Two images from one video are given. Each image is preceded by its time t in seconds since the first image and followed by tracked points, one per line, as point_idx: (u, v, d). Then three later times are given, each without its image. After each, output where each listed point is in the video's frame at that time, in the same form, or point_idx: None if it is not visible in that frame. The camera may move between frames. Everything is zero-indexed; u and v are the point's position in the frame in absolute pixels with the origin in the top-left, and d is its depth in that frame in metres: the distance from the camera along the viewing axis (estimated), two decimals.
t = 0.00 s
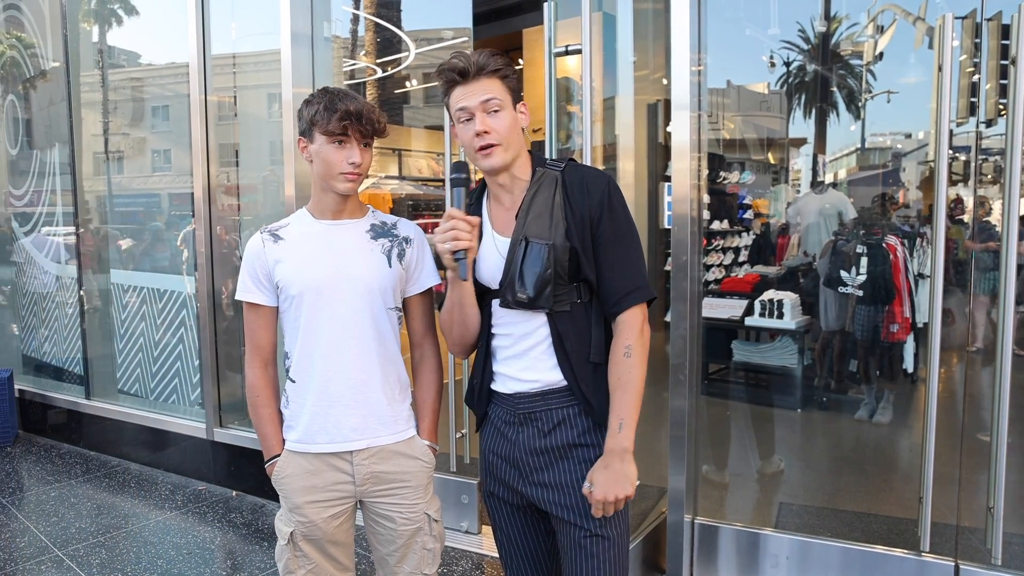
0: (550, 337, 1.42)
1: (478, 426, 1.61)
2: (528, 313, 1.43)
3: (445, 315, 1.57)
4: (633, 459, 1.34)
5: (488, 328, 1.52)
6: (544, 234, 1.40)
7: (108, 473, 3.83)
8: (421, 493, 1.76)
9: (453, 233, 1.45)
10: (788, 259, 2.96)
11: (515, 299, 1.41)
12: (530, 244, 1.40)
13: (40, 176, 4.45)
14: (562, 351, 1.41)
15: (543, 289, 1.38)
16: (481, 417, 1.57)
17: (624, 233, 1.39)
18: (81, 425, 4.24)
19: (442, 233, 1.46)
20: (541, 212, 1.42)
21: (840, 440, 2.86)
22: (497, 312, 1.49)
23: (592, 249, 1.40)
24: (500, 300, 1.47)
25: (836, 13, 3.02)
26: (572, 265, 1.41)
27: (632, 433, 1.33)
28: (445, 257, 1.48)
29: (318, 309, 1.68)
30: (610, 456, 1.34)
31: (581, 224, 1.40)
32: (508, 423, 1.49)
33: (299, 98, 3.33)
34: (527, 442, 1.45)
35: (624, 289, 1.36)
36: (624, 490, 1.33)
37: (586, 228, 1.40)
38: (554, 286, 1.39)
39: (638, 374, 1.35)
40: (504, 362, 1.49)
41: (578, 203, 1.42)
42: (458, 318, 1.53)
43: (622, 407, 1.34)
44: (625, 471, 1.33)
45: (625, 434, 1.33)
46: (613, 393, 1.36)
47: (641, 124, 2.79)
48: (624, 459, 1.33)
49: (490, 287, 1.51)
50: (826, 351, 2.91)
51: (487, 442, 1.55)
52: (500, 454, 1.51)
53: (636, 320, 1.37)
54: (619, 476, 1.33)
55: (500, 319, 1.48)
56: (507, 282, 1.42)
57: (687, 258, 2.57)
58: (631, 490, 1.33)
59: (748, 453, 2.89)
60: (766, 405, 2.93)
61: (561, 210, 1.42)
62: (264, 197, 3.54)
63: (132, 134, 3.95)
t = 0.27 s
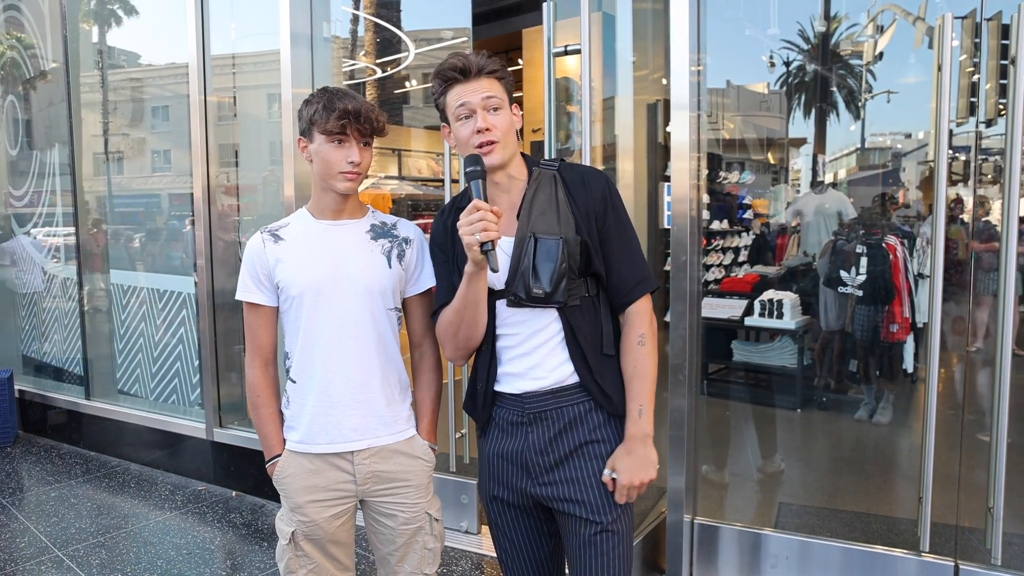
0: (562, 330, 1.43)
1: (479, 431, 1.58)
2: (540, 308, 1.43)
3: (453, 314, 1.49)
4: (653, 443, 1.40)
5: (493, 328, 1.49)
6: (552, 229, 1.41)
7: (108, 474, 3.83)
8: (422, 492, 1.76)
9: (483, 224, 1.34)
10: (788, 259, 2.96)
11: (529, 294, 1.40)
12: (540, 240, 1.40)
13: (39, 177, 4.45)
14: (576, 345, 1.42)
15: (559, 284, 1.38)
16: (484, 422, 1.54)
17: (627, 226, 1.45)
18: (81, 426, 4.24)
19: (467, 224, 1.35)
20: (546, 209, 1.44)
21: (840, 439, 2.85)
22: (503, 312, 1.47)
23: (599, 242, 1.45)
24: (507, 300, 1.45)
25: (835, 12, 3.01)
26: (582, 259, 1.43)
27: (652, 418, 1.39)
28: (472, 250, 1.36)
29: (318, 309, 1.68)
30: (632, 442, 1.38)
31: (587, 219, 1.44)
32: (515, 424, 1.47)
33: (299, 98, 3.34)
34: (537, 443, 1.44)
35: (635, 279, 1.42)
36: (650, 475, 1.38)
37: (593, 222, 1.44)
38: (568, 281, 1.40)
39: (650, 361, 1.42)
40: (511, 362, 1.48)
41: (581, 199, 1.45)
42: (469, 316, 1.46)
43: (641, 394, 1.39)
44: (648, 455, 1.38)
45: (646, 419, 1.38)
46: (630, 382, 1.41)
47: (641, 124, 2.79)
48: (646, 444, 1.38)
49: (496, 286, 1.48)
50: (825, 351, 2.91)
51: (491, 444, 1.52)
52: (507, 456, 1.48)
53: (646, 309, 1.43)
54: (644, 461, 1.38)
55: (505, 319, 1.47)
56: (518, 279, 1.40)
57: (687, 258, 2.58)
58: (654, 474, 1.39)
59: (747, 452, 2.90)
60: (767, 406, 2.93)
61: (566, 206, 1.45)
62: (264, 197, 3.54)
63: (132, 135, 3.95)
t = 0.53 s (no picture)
0: (563, 326, 1.44)
1: (477, 434, 1.57)
2: (540, 307, 1.44)
3: (455, 316, 1.46)
4: (664, 438, 1.45)
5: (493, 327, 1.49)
6: (552, 227, 1.42)
7: (108, 474, 3.83)
8: (421, 492, 1.76)
9: (489, 225, 1.32)
10: (788, 258, 2.97)
11: (530, 292, 1.39)
12: (540, 238, 1.40)
13: (39, 177, 4.46)
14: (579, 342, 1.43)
15: (562, 282, 1.39)
16: (483, 426, 1.53)
17: (625, 226, 1.49)
18: (81, 426, 4.24)
19: (475, 224, 1.33)
20: (545, 208, 1.44)
21: (841, 438, 2.85)
22: (503, 311, 1.47)
23: (598, 241, 1.46)
24: (507, 300, 1.44)
25: (835, 12, 3.02)
26: (583, 257, 1.44)
27: (662, 413, 1.45)
28: (480, 251, 1.34)
29: (318, 309, 1.68)
30: (647, 438, 1.43)
31: (587, 217, 1.46)
32: (516, 424, 1.46)
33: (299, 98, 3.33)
34: (539, 443, 1.44)
35: (635, 278, 1.47)
36: (663, 469, 1.43)
37: (592, 221, 1.46)
38: (569, 278, 1.41)
39: (654, 358, 1.48)
40: (512, 362, 1.47)
41: (579, 198, 1.47)
42: (472, 318, 1.44)
43: (651, 390, 1.45)
44: (660, 450, 1.44)
45: (657, 414, 1.44)
46: (639, 378, 1.46)
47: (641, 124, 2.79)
48: (659, 438, 1.44)
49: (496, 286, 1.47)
50: (825, 351, 2.90)
51: (491, 445, 1.51)
52: (509, 456, 1.47)
53: (646, 307, 1.48)
54: (658, 456, 1.43)
55: (504, 319, 1.47)
56: (519, 277, 1.40)
57: (687, 257, 2.57)
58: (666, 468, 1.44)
59: (747, 452, 2.89)
60: (769, 406, 2.92)
61: (564, 204, 1.46)
62: (264, 198, 3.54)
63: (132, 135, 3.95)
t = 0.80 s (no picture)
0: (558, 327, 1.44)
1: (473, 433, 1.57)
2: (535, 306, 1.43)
3: (450, 314, 1.47)
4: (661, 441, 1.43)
5: (489, 326, 1.49)
6: (547, 226, 1.42)
7: (107, 474, 3.83)
8: (420, 490, 1.76)
9: (477, 224, 1.33)
10: (788, 256, 2.96)
11: (524, 291, 1.40)
12: (534, 237, 1.41)
13: (38, 177, 4.45)
14: (573, 341, 1.43)
15: (554, 281, 1.39)
16: (479, 425, 1.53)
17: (623, 224, 1.47)
18: (81, 426, 4.24)
19: (465, 224, 1.34)
20: (541, 206, 1.44)
21: (840, 437, 2.86)
22: (499, 310, 1.47)
23: (595, 240, 1.45)
24: (503, 299, 1.45)
25: (835, 11, 3.03)
26: (578, 256, 1.44)
27: (659, 416, 1.42)
28: (470, 250, 1.35)
29: (316, 308, 1.68)
30: (642, 442, 1.41)
31: (583, 216, 1.45)
32: (512, 423, 1.46)
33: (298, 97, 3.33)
34: (534, 442, 1.43)
35: (631, 277, 1.43)
36: (659, 472, 1.41)
37: (588, 220, 1.45)
38: (564, 277, 1.40)
39: (652, 359, 1.44)
40: (508, 361, 1.47)
41: (576, 197, 1.46)
42: (466, 314, 1.45)
43: (647, 393, 1.42)
44: (657, 452, 1.41)
45: (654, 417, 1.42)
46: (635, 380, 1.44)
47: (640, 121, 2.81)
48: (655, 442, 1.41)
49: (490, 284, 1.48)
50: (824, 349, 2.90)
51: (488, 444, 1.51)
52: (504, 456, 1.47)
53: (643, 307, 1.45)
54: (654, 459, 1.41)
55: (500, 317, 1.47)
56: (512, 276, 1.41)
57: (686, 256, 2.57)
58: (664, 472, 1.42)
59: (747, 451, 2.90)
60: (768, 404, 2.93)
61: (560, 203, 1.45)
62: (263, 197, 3.54)
63: (131, 134, 3.95)
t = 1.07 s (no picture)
0: (551, 330, 1.43)
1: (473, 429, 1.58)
2: (529, 308, 1.43)
3: (445, 313, 1.53)
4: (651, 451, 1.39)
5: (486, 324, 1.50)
6: (541, 228, 1.41)
7: (107, 473, 3.83)
8: (419, 490, 1.76)
9: (460, 224, 1.36)
10: (788, 254, 2.96)
11: (515, 293, 1.40)
12: (527, 238, 1.40)
13: (38, 176, 4.46)
14: (565, 344, 1.41)
15: (545, 284, 1.38)
16: (479, 421, 1.55)
17: (621, 226, 1.43)
18: (80, 425, 4.24)
19: (448, 224, 1.37)
20: (536, 207, 1.42)
21: (839, 437, 2.87)
22: (495, 309, 1.48)
23: (591, 242, 1.42)
24: (497, 298, 1.46)
25: (834, 9, 3.03)
26: (572, 258, 1.42)
27: (648, 426, 1.38)
28: (453, 249, 1.39)
29: (313, 307, 1.68)
30: (629, 450, 1.38)
31: (579, 218, 1.42)
32: (508, 422, 1.47)
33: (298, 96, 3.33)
34: (528, 442, 1.44)
35: (627, 281, 1.40)
36: (647, 482, 1.37)
37: (584, 222, 1.42)
38: (555, 280, 1.39)
39: (646, 367, 1.41)
40: (504, 360, 1.48)
41: (574, 197, 1.43)
42: (459, 315, 1.49)
43: (638, 400, 1.39)
44: (645, 462, 1.37)
45: (642, 427, 1.38)
46: (626, 387, 1.41)
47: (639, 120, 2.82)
48: (643, 451, 1.38)
49: (485, 283, 1.49)
50: (824, 348, 2.90)
51: (485, 442, 1.52)
52: (500, 455, 1.48)
53: (638, 312, 1.42)
54: (641, 469, 1.37)
55: (497, 316, 1.48)
56: (504, 277, 1.41)
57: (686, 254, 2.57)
58: (652, 482, 1.37)
59: (747, 451, 2.89)
60: (766, 403, 2.93)
61: (557, 204, 1.43)
62: (263, 196, 3.54)
63: (130, 133, 3.95)
